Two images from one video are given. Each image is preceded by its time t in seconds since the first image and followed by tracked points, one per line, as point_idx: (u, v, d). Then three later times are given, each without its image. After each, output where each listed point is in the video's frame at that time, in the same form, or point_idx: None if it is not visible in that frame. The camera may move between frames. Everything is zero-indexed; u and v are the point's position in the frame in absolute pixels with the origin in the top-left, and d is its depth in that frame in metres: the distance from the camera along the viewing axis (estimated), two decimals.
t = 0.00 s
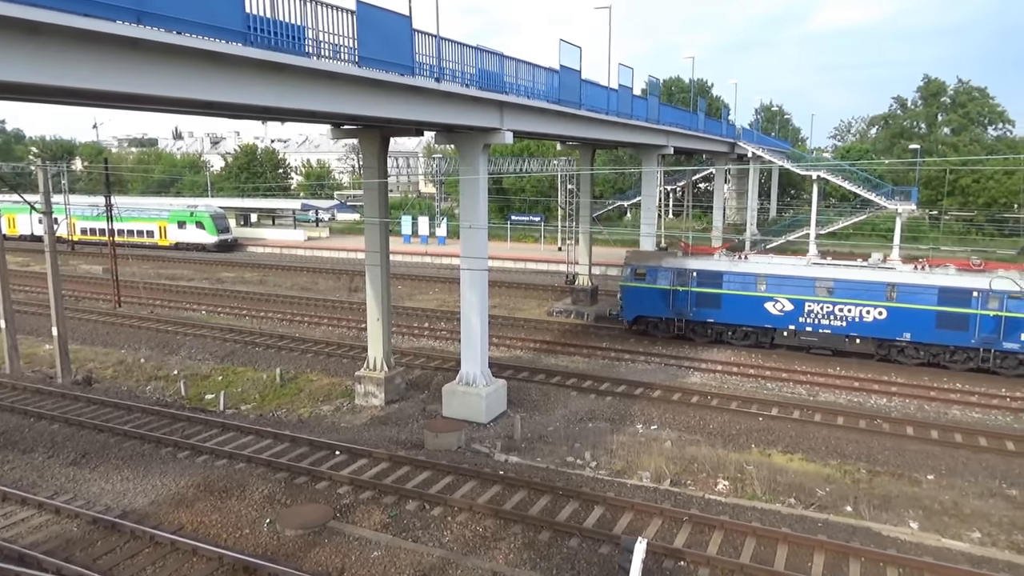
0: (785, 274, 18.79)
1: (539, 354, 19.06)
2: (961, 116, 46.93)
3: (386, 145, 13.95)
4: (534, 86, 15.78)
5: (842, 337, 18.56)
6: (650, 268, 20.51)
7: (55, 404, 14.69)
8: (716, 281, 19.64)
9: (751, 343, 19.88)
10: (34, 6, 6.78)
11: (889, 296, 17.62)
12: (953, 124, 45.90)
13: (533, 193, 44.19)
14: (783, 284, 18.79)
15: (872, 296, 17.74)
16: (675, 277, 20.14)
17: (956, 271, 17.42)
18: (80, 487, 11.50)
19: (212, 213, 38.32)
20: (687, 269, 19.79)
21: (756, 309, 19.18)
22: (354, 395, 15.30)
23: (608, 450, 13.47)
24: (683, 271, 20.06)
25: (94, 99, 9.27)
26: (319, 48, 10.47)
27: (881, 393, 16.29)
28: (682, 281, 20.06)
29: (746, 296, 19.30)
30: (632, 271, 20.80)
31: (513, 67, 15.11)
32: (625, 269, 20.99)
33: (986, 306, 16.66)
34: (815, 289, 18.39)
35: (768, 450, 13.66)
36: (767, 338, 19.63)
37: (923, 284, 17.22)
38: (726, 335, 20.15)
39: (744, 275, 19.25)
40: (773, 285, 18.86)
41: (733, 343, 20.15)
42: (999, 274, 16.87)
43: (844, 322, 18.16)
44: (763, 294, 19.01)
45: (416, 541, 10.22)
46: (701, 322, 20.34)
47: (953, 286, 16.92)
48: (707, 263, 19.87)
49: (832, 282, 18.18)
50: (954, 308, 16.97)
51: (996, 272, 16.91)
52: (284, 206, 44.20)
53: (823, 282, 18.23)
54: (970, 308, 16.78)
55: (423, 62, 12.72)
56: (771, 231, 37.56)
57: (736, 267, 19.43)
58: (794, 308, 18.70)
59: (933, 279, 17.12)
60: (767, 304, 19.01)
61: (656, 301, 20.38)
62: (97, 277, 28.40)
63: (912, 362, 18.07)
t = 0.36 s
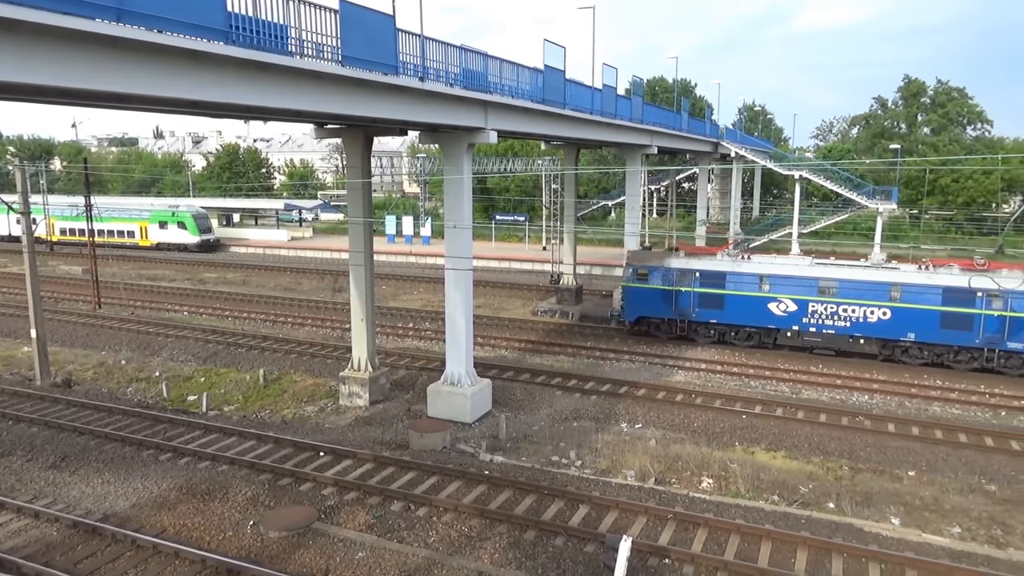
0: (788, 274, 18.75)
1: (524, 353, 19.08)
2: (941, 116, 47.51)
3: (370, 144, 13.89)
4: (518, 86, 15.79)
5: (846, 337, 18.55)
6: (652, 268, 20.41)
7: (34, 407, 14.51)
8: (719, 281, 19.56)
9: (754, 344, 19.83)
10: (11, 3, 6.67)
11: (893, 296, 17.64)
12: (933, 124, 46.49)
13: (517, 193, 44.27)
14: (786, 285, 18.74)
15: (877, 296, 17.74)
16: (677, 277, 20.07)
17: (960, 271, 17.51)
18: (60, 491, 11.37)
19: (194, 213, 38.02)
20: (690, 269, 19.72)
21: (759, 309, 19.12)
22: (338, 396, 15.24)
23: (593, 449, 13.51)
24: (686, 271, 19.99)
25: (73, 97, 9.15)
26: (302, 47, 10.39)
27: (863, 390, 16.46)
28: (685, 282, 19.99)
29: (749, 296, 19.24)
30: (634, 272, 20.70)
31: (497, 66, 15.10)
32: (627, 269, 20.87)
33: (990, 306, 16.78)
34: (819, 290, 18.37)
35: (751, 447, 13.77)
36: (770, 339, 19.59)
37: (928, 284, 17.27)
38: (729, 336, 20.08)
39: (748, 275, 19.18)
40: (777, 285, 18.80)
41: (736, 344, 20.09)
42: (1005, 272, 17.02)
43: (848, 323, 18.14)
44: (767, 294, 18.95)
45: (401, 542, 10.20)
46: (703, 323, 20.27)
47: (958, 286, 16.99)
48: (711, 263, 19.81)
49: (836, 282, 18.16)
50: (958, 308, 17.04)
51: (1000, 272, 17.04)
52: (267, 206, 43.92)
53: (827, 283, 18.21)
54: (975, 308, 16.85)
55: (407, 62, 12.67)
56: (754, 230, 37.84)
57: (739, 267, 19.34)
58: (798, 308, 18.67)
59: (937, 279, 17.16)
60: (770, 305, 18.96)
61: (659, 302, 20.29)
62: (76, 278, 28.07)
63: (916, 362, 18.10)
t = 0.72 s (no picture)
0: (788, 275, 18.73)
1: (505, 353, 19.09)
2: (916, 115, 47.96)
3: (350, 143, 13.82)
4: (499, 86, 15.78)
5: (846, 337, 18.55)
6: (650, 269, 20.34)
7: (8, 410, 14.28)
8: (719, 281, 19.51)
9: (754, 344, 19.80)
10: None
11: (893, 296, 17.68)
12: (909, 124, 47.13)
13: (498, 193, 44.36)
14: (786, 285, 18.70)
15: (877, 296, 17.75)
16: (676, 277, 20.00)
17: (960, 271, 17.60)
18: (36, 495, 11.19)
19: (171, 214, 37.63)
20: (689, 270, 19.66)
21: (759, 309, 19.08)
22: (319, 397, 15.14)
23: (575, 448, 13.55)
24: (685, 271, 19.93)
25: (47, 96, 9.01)
26: (281, 46, 10.30)
27: (841, 387, 16.66)
28: (684, 282, 19.93)
29: (748, 296, 19.19)
30: (633, 272, 20.62)
31: (478, 66, 15.08)
32: (625, 270, 20.79)
33: (990, 305, 16.85)
34: (819, 290, 18.35)
35: (732, 445, 13.88)
36: (770, 339, 19.57)
37: (928, 284, 17.32)
38: (728, 336, 20.03)
39: (748, 276, 19.14)
40: (777, 285, 18.77)
41: (735, 344, 20.05)
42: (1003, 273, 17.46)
43: (848, 322, 18.13)
44: (766, 294, 18.92)
45: (383, 543, 10.16)
46: (702, 323, 20.22)
47: (958, 285, 17.05)
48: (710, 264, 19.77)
49: (837, 282, 18.15)
50: (959, 307, 17.12)
51: (999, 273, 17.17)
52: (246, 207, 43.56)
53: (828, 283, 18.20)
54: (975, 308, 16.93)
55: (388, 61, 12.60)
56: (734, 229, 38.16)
57: (739, 267, 19.32)
58: (798, 308, 18.64)
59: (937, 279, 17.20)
60: (770, 305, 18.92)
61: (658, 302, 20.22)
62: (50, 279, 27.66)
63: (916, 362, 18.16)
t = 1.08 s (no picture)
0: (757, 273, 19.05)
1: (459, 352, 19.08)
2: (858, 117, 49.47)
3: (300, 142, 13.59)
4: (451, 84, 15.72)
5: (813, 334, 18.97)
6: (621, 268, 20.47)
7: None
8: (688, 280, 19.74)
9: (724, 342, 20.10)
10: None
11: (859, 293, 18.14)
12: (852, 124, 48.67)
13: (451, 191, 44.35)
14: (755, 284, 19.04)
15: (844, 293, 18.21)
16: (647, 276, 20.17)
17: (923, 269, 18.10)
18: None
19: (113, 214, 36.46)
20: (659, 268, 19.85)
21: (729, 307, 19.37)
22: (269, 400, 14.89)
23: (529, 446, 13.62)
24: (656, 270, 20.11)
25: None
26: (227, 42, 10.06)
27: (788, 381, 17.13)
28: (655, 281, 20.12)
29: (719, 295, 19.46)
30: (604, 271, 20.74)
31: (430, 64, 14.98)
32: (596, 269, 20.89)
33: (952, 301, 17.37)
34: (787, 288, 18.73)
35: (683, 440, 14.15)
36: (739, 337, 19.88)
37: (892, 280, 17.81)
38: (698, 334, 20.28)
39: (718, 275, 19.41)
40: (746, 283, 19.09)
41: (705, 342, 20.32)
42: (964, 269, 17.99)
43: (815, 319, 18.55)
44: (736, 293, 19.22)
45: (336, 547, 10.06)
46: (673, 322, 20.44)
47: (921, 282, 17.57)
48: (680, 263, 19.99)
49: (804, 280, 18.56)
50: (922, 303, 17.64)
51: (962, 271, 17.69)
52: (192, 206, 42.50)
53: (795, 281, 18.58)
54: (937, 303, 17.46)
55: (338, 59, 12.41)
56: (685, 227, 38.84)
57: (709, 265, 19.59)
58: (767, 306, 18.98)
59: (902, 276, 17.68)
60: (740, 303, 19.22)
61: (629, 301, 20.39)
62: None
63: (881, 357, 18.73)
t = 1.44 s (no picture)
0: (702, 269, 19.62)
1: (389, 352, 18.92)
2: (776, 117, 51.40)
3: (219, 139, 13.16)
4: (377, 82, 15.52)
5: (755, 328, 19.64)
6: (568, 266, 20.72)
7: None
8: (635, 278, 20.12)
9: (670, 337, 20.58)
10: None
11: (798, 288, 18.89)
12: (770, 123, 50.62)
13: (379, 190, 44.10)
14: (700, 280, 19.60)
15: (784, 288, 18.92)
16: (594, 274, 20.49)
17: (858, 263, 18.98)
18: None
19: (15, 216, 34.58)
20: (606, 266, 20.19)
21: (674, 303, 19.86)
22: (190, 407, 14.40)
23: (461, 445, 13.64)
24: (603, 268, 20.45)
25: None
26: (140, 34, 9.62)
27: (712, 373, 17.73)
28: (602, 278, 20.43)
29: (665, 291, 19.93)
30: (551, 269, 20.95)
31: (355, 61, 14.74)
32: (543, 268, 21.09)
33: (885, 294, 18.26)
34: (730, 283, 19.36)
35: (612, 433, 14.45)
36: (685, 332, 20.38)
37: (829, 275, 18.61)
38: (644, 331, 20.69)
39: (663, 272, 19.88)
40: (691, 280, 19.62)
41: (651, 338, 20.75)
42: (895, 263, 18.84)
43: (758, 314, 19.21)
44: (682, 289, 19.73)
45: (263, 555, 9.82)
46: (620, 319, 20.80)
47: (856, 276, 18.42)
48: (627, 260, 20.37)
49: (746, 276, 19.23)
50: (857, 297, 18.49)
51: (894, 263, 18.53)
52: (104, 205, 40.61)
53: (737, 277, 19.24)
54: (872, 297, 18.34)
55: (259, 54, 12.05)
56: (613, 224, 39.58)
57: (655, 263, 20.05)
58: (711, 301, 19.56)
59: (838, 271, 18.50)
60: (685, 299, 19.75)
61: (577, 299, 20.66)
62: None
63: (820, 349, 19.49)
